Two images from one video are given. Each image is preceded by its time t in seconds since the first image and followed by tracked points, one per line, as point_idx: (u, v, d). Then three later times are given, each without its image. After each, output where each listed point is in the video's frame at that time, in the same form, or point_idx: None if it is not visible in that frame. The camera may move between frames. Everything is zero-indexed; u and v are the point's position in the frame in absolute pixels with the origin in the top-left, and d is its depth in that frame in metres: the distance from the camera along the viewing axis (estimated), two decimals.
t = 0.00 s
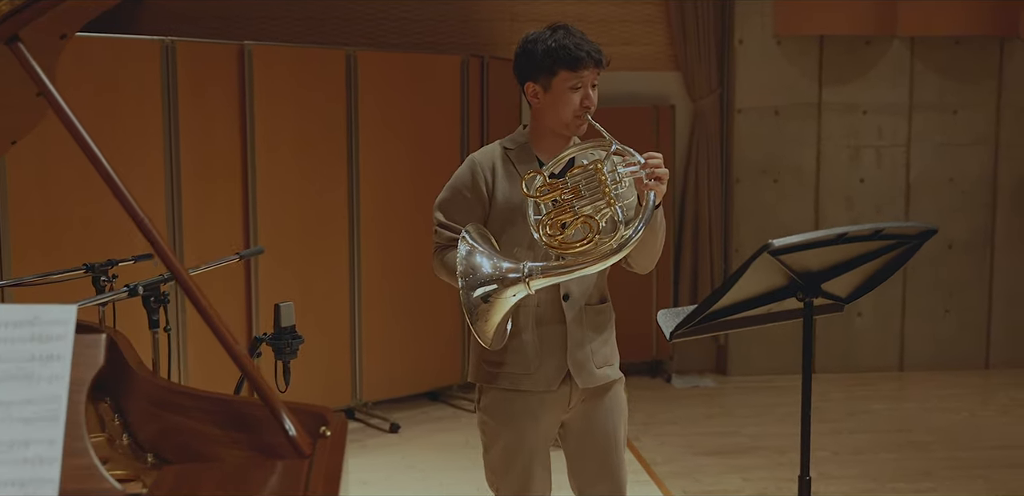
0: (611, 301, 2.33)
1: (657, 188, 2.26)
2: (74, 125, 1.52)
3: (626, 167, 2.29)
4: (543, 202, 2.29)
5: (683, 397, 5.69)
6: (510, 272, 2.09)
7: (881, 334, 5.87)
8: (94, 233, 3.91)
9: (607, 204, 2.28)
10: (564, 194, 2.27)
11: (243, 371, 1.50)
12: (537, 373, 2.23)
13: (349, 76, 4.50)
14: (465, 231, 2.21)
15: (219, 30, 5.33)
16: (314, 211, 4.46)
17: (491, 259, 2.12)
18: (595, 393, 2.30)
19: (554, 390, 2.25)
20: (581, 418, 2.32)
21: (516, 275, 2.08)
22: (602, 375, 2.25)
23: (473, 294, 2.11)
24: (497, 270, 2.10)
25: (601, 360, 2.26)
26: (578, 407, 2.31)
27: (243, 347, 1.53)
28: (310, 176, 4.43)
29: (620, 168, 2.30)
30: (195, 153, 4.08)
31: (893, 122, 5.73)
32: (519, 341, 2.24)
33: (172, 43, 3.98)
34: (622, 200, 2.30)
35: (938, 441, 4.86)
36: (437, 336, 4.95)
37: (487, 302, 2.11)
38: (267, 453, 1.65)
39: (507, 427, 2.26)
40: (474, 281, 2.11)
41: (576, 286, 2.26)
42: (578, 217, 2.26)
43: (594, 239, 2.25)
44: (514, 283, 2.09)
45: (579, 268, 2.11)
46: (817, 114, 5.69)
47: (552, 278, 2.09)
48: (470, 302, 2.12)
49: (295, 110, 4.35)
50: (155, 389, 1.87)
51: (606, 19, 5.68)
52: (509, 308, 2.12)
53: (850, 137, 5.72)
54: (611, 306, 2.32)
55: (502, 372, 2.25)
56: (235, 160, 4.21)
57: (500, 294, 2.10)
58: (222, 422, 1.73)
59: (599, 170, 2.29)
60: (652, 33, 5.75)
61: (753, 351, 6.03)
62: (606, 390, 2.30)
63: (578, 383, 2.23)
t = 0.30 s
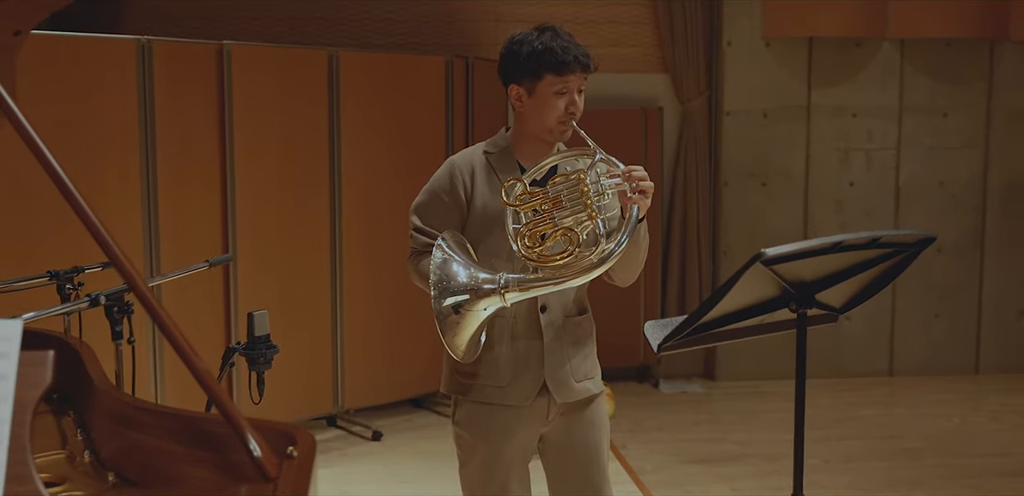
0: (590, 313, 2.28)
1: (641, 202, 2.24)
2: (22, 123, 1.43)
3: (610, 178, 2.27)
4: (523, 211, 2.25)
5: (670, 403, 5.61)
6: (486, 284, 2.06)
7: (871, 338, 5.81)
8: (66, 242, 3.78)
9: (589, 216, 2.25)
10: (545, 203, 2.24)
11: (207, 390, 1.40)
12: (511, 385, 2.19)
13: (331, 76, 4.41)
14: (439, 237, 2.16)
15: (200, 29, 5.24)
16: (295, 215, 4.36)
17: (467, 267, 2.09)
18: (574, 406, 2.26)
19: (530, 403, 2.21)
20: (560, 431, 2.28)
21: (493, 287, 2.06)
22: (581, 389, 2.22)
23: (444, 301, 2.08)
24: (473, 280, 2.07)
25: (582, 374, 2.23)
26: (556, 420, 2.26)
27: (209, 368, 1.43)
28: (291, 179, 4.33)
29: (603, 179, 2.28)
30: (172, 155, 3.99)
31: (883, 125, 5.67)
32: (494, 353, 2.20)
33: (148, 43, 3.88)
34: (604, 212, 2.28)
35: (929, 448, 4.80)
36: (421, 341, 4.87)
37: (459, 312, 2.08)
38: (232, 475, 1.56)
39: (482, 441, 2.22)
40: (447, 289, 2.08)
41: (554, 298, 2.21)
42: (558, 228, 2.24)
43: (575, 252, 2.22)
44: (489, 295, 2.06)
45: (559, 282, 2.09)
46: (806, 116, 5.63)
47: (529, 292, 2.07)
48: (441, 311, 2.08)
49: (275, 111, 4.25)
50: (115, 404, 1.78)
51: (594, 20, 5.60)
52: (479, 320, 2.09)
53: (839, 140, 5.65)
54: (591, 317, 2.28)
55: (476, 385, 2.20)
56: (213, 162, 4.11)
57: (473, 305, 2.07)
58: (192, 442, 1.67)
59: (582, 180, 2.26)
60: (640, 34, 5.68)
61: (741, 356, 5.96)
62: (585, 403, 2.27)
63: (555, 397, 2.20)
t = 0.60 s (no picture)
0: (571, 321, 2.29)
1: (626, 211, 2.17)
2: None
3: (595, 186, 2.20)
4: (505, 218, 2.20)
5: (661, 406, 5.55)
6: (467, 292, 2.02)
7: (862, 340, 5.75)
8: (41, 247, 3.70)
9: (573, 225, 2.17)
10: (527, 211, 2.19)
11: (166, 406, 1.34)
12: (489, 394, 2.20)
13: (314, 77, 4.34)
14: (418, 243, 2.11)
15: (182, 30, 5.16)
16: (278, 219, 4.29)
17: (446, 275, 2.04)
18: (556, 417, 2.26)
19: (509, 413, 2.22)
20: (542, 442, 2.27)
21: (473, 295, 2.02)
22: (563, 399, 2.23)
23: (420, 308, 2.02)
24: (453, 288, 2.02)
25: (564, 384, 2.24)
26: (537, 432, 2.26)
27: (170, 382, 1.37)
28: (274, 181, 4.26)
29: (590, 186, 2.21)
30: (151, 158, 3.92)
31: (875, 125, 5.61)
32: (470, 363, 2.21)
33: (126, 43, 3.81)
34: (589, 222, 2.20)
35: (923, 452, 4.74)
36: (407, 347, 4.79)
37: (436, 320, 2.03)
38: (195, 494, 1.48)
39: (460, 451, 2.23)
40: (425, 295, 2.03)
41: (534, 307, 2.23)
42: (540, 237, 2.17)
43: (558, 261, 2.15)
44: (469, 303, 2.02)
45: (539, 293, 2.05)
46: (796, 117, 5.57)
47: (509, 302, 2.03)
48: (418, 317, 2.03)
49: (258, 112, 4.18)
50: (80, 419, 1.71)
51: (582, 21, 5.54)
52: (455, 329, 2.05)
53: (830, 140, 5.59)
54: (573, 326, 2.29)
55: (453, 394, 2.22)
56: (194, 164, 4.04)
57: (451, 313, 2.02)
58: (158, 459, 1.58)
59: (566, 187, 2.19)
60: (629, 35, 5.62)
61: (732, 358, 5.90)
62: (567, 414, 2.27)
63: (535, 407, 2.21)
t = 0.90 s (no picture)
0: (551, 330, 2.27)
1: (613, 220, 2.14)
2: None
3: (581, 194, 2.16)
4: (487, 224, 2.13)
5: (651, 411, 5.48)
6: (449, 300, 1.96)
7: (854, 344, 5.69)
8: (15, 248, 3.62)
9: (558, 234, 2.12)
10: (510, 217, 2.13)
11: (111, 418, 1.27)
12: (466, 406, 2.16)
13: (297, 78, 4.26)
14: (397, 248, 2.04)
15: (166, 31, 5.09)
16: (261, 221, 4.21)
17: (428, 282, 1.98)
18: (535, 428, 2.23)
19: (486, 425, 2.18)
20: (520, 453, 2.24)
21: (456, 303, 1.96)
22: (542, 410, 2.21)
23: (401, 315, 1.96)
24: (436, 295, 1.96)
25: (543, 395, 2.22)
26: (514, 443, 2.23)
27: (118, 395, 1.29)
28: (255, 183, 4.18)
29: (575, 195, 2.17)
30: (130, 160, 3.85)
31: (867, 127, 5.55)
32: (446, 373, 2.17)
33: (104, 43, 3.74)
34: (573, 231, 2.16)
35: (914, 457, 4.68)
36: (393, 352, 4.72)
37: (416, 327, 1.96)
38: None
39: (436, 464, 2.18)
40: (406, 302, 1.96)
41: (513, 315, 2.19)
42: (524, 244, 2.11)
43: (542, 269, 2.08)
44: (450, 312, 1.96)
45: (519, 303, 1.99)
46: (788, 119, 5.51)
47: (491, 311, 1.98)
48: (397, 324, 1.96)
49: (239, 113, 4.10)
50: (37, 435, 1.62)
51: (572, 21, 5.48)
52: (434, 338, 1.98)
53: (822, 142, 5.53)
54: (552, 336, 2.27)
55: (429, 405, 2.16)
56: (173, 166, 3.97)
57: (432, 320, 1.96)
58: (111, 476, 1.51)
59: (550, 194, 2.14)
60: (619, 35, 5.55)
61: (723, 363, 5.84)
62: (546, 425, 2.24)
63: (514, 418, 2.18)
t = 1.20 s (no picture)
0: (528, 339, 2.22)
1: (599, 227, 2.10)
2: None
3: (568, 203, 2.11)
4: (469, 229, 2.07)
5: (644, 415, 5.41)
6: (435, 306, 1.88)
7: (850, 346, 5.62)
8: None
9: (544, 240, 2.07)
10: (495, 223, 2.06)
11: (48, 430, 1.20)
12: (444, 417, 2.10)
13: (282, 79, 4.20)
14: (376, 254, 1.96)
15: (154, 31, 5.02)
16: (245, 224, 4.14)
17: (414, 291, 1.90)
18: (513, 438, 2.18)
19: (463, 435, 2.12)
20: (497, 464, 2.19)
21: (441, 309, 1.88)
22: (521, 420, 2.15)
23: (386, 319, 1.87)
24: (423, 302, 1.88)
25: (521, 405, 2.17)
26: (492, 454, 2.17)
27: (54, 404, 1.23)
28: (238, 186, 4.10)
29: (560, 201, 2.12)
30: (110, 163, 3.78)
31: (863, 127, 5.48)
32: (422, 383, 2.10)
33: (82, 42, 3.67)
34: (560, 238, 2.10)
35: (910, 462, 4.61)
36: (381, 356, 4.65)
37: (401, 331, 1.87)
38: None
39: (411, 476, 2.12)
40: (391, 307, 1.87)
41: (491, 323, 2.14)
42: (508, 250, 2.05)
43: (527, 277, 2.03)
44: (437, 318, 1.88)
45: (504, 309, 1.92)
46: (783, 119, 5.44)
47: (477, 318, 1.90)
48: (382, 328, 1.87)
49: (222, 113, 4.03)
50: None
51: (565, 21, 5.41)
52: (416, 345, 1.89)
53: (816, 143, 5.47)
54: (530, 344, 2.22)
55: (407, 416, 2.09)
56: (154, 168, 3.90)
57: (416, 326, 1.87)
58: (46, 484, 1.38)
59: (536, 199, 2.09)
60: (611, 35, 5.47)
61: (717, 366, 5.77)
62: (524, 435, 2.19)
63: (493, 429, 2.12)
